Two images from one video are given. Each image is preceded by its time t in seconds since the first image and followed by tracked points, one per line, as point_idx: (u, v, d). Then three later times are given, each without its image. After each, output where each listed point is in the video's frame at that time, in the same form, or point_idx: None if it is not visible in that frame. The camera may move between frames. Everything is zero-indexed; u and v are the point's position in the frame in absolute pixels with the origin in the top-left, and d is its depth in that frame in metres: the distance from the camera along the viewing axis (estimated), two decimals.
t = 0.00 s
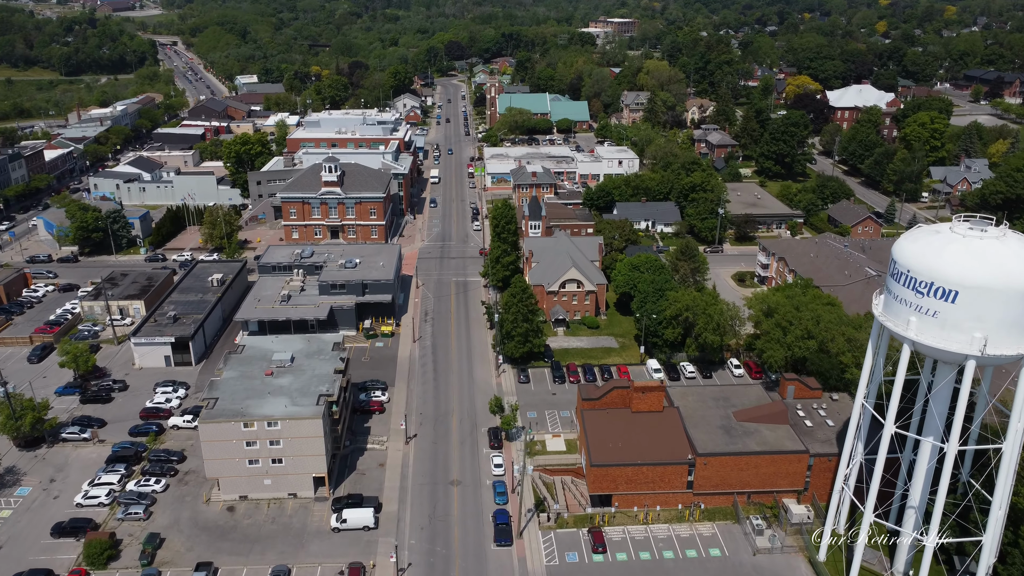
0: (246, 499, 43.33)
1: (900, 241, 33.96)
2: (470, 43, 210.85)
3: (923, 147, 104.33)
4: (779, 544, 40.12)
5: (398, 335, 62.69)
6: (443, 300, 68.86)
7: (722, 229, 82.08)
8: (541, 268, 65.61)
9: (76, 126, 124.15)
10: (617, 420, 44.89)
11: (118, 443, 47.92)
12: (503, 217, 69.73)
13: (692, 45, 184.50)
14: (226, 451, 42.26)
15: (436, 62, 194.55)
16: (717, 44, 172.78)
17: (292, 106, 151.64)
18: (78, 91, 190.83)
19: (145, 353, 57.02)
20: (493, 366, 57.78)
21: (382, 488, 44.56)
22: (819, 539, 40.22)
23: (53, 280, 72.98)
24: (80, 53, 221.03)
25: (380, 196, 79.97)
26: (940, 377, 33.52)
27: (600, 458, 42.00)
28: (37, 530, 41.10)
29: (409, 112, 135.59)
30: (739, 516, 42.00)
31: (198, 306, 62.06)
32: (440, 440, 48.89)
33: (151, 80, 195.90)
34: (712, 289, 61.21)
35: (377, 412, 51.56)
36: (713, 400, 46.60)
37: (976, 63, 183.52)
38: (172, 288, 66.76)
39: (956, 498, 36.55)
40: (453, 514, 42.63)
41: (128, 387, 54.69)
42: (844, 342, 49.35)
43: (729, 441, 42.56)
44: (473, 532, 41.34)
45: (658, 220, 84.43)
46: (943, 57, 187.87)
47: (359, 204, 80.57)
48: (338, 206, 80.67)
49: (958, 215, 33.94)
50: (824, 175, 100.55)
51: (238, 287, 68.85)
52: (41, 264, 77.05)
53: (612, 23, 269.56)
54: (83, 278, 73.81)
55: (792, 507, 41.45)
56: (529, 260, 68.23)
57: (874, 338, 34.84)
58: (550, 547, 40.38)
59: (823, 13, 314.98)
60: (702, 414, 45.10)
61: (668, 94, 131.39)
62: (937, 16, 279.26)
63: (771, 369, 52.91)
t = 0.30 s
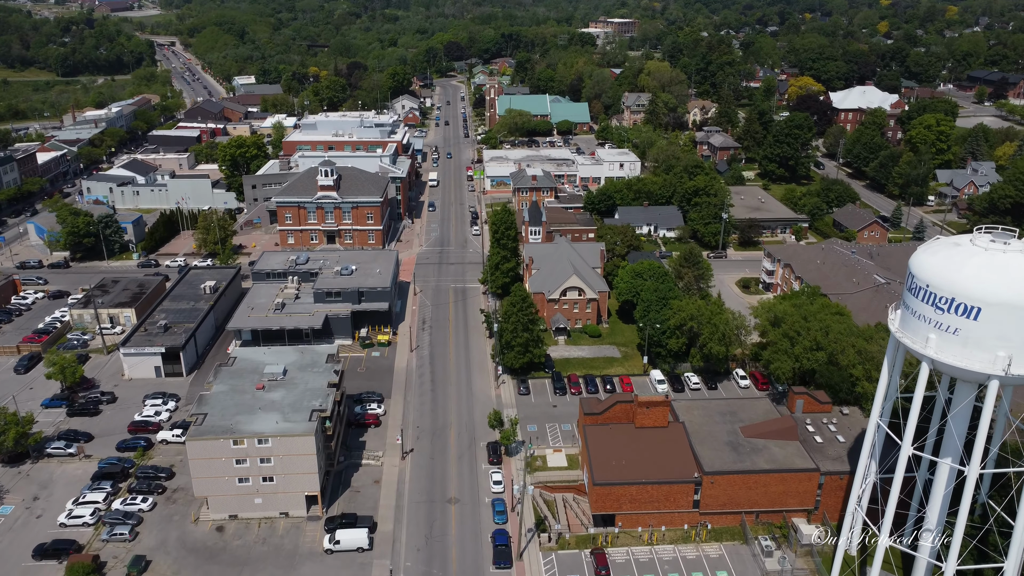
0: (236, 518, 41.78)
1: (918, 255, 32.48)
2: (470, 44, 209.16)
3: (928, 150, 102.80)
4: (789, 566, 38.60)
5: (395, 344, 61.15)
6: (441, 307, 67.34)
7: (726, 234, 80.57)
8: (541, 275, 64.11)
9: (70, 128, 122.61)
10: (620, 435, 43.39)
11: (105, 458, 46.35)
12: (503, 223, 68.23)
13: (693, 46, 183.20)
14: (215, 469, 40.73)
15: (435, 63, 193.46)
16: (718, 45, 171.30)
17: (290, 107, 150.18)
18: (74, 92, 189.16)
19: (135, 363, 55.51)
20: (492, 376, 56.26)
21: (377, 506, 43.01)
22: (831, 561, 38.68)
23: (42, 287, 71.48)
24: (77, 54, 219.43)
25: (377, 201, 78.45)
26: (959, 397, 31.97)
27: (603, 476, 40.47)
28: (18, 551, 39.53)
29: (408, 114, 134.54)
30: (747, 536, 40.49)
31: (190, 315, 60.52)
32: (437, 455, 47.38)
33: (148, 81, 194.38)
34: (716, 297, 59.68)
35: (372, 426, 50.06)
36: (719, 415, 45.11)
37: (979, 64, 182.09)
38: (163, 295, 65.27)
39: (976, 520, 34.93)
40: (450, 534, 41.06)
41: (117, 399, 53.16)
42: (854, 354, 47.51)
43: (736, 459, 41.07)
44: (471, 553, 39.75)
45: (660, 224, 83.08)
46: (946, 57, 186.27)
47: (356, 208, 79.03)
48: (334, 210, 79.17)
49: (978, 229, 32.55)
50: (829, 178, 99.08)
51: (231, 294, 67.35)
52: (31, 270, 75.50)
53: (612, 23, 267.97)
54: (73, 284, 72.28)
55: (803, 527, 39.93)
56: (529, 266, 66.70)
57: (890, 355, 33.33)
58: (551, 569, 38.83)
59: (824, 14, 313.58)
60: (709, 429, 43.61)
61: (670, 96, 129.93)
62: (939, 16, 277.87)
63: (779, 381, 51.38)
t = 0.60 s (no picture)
0: (225, 540, 40.20)
1: (938, 271, 30.97)
2: (469, 44, 207.40)
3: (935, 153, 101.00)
4: None
5: (392, 354, 59.56)
6: (439, 316, 65.74)
7: (730, 240, 78.93)
8: (541, 284, 62.53)
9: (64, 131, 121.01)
10: (624, 453, 41.83)
11: (91, 476, 44.75)
12: (502, 229, 66.56)
13: (694, 47, 181.72)
14: (203, 490, 39.14)
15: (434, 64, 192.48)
16: (720, 45, 169.74)
17: (287, 109, 148.66)
18: (70, 93, 187.58)
19: (123, 375, 53.94)
20: (492, 388, 54.67)
21: (372, 527, 41.41)
22: None
23: (31, 294, 69.93)
24: (74, 54, 217.83)
25: (374, 206, 76.88)
26: (981, 419, 30.37)
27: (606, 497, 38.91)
28: None
29: (407, 116, 133.69)
30: (756, 559, 38.93)
31: (181, 325, 58.94)
32: (434, 472, 45.80)
33: (145, 82, 192.77)
34: (721, 307, 58.08)
35: (367, 441, 48.48)
36: (726, 431, 43.56)
37: (982, 64, 180.65)
38: (154, 304, 63.70)
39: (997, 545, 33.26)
40: (447, 556, 39.45)
41: (104, 413, 51.60)
42: (866, 369, 45.77)
43: (745, 478, 39.51)
44: None
45: (663, 229, 81.63)
46: (949, 58, 184.57)
47: (352, 213, 77.46)
48: (330, 216, 77.57)
49: (1000, 243, 31.09)
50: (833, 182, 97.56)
51: (224, 302, 65.79)
52: (20, 277, 73.96)
53: (612, 24, 266.46)
54: (63, 291, 70.69)
55: (814, 549, 38.39)
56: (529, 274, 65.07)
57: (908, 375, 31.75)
58: None
59: (824, 14, 312.04)
60: (715, 447, 42.05)
61: (671, 97, 128.43)
62: (940, 16, 276.50)
63: (787, 394, 49.82)
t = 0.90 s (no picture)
0: (212, 565, 38.59)
1: (959, 289, 29.44)
2: (469, 45, 206.00)
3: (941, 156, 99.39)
4: None
5: (388, 365, 57.93)
6: (437, 324, 64.15)
7: (734, 246, 77.42)
8: (542, 293, 60.95)
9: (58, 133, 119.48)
10: (627, 473, 40.23)
11: (74, 496, 43.17)
12: (502, 235, 64.97)
13: (695, 48, 180.21)
14: (189, 512, 37.52)
15: (433, 65, 190.90)
16: (721, 46, 168.23)
17: (285, 111, 147.16)
18: (66, 95, 185.86)
19: (111, 388, 52.38)
20: (491, 401, 53.08)
21: (366, 549, 39.82)
22: None
23: (20, 303, 68.41)
24: (71, 55, 216.28)
25: (371, 211, 75.33)
26: (1007, 445, 28.73)
27: (610, 520, 37.31)
28: None
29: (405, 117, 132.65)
30: None
31: (171, 335, 57.35)
32: (431, 491, 44.21)
33: (142, 83, 191.25)
34: (727, 317, 56.48)
35: (362, 457, 46.93)
36: (734, 449, 42.01)
37: (986, 66, 179.06)
38: (145, 313, 62.13)
39: None
40: None
41: (91, 427, 50.05)
42: (878, 384, 44.20)
43: (754, 501, 37.95)
44: None
45: (665, 235, 79.74)
46: (952, 59, 182.80)
47: (349, 219, 75.88)
48: (326, 221, 76.01)
49: None
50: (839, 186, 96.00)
51: (217, 310, 64.22)
52: (9, 284, 72.42)
53: (613, 24, 264.85)
54: (52, 299, 69.14)
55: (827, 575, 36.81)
56: (529, 282, 63.48)
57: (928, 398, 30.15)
58: None
59: (825, 14, 310.36)
60: (723, 466, 40.49)
61: (673, 99, 126.92)
62: (943, 17, 274.88)
63: (795, 409, 48.29)
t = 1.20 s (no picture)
0: None
1: (983, 309, 27.85)
2: (468, 46, 204.36)
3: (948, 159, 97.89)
4: None
5: (385, 377, 56.27)
6: (435, 334, 62.51)
7: (739, 252, 75.78)
8: (543, 302, 59.31)
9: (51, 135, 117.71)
10: (632, 494, 38.55)
11: (57, 517, 41.49)
12: (501, 242, 63.37)
13: (697, 48, 178.52)
14: (174, 538, 35.84)
15: (432, 66, 189.29)
16: (723, 47, 166.57)
17: (282, 113, 145.54)
18: (62, 95, 184.20)
19: (98, 402, 50.73)
20: (490, 416, 51.44)
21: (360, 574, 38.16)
22: None
23: (8, 311, 66.75)
24: (67, 56, 214.57)
25: (368, 217, 73.70)
26: None
27: (614, 547, 35.64)
28: None
29: (404, 120, 132.22)
30: None
31: (161, 346, 55.72)
32: (428, 511, 42.58)
33: (139, 84, 189.54)
34: (733, 328, 54.87)
35: (356, 475, 45.31)
36: (743, 470, 40.38)
37: (991, 67, 177.34)
38: (135, 322, 60.45)
39: None
40: None
41: (77, 443, 48.38)
42: (892, 401, 42.59)
43: (764, 525, 36.32)
44: None
45: (668, 241, 78.32)
46: (956, 60, 181.05)
47: (345, 224, 74.24)
48: (322, 227, 74.37)
49: None
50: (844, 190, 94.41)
51: (209, 320, 62.55)
52: None
53: (613, 24, 263.25)
54: (41, 308, 67.49)
55: None
56: (529, 291, 61.83)
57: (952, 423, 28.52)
58: None
59: (827, 15, 308.67)
60: (731, 487, 38.87)
61: (675, 101, 125.28)
62: (945, 17, 273.15)
63: (805, 425, 46.66)
